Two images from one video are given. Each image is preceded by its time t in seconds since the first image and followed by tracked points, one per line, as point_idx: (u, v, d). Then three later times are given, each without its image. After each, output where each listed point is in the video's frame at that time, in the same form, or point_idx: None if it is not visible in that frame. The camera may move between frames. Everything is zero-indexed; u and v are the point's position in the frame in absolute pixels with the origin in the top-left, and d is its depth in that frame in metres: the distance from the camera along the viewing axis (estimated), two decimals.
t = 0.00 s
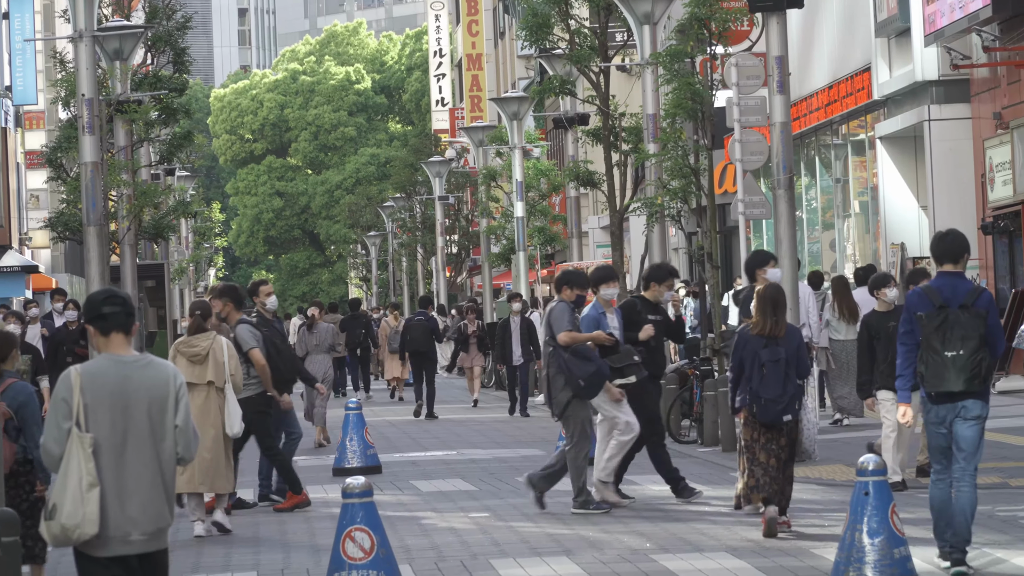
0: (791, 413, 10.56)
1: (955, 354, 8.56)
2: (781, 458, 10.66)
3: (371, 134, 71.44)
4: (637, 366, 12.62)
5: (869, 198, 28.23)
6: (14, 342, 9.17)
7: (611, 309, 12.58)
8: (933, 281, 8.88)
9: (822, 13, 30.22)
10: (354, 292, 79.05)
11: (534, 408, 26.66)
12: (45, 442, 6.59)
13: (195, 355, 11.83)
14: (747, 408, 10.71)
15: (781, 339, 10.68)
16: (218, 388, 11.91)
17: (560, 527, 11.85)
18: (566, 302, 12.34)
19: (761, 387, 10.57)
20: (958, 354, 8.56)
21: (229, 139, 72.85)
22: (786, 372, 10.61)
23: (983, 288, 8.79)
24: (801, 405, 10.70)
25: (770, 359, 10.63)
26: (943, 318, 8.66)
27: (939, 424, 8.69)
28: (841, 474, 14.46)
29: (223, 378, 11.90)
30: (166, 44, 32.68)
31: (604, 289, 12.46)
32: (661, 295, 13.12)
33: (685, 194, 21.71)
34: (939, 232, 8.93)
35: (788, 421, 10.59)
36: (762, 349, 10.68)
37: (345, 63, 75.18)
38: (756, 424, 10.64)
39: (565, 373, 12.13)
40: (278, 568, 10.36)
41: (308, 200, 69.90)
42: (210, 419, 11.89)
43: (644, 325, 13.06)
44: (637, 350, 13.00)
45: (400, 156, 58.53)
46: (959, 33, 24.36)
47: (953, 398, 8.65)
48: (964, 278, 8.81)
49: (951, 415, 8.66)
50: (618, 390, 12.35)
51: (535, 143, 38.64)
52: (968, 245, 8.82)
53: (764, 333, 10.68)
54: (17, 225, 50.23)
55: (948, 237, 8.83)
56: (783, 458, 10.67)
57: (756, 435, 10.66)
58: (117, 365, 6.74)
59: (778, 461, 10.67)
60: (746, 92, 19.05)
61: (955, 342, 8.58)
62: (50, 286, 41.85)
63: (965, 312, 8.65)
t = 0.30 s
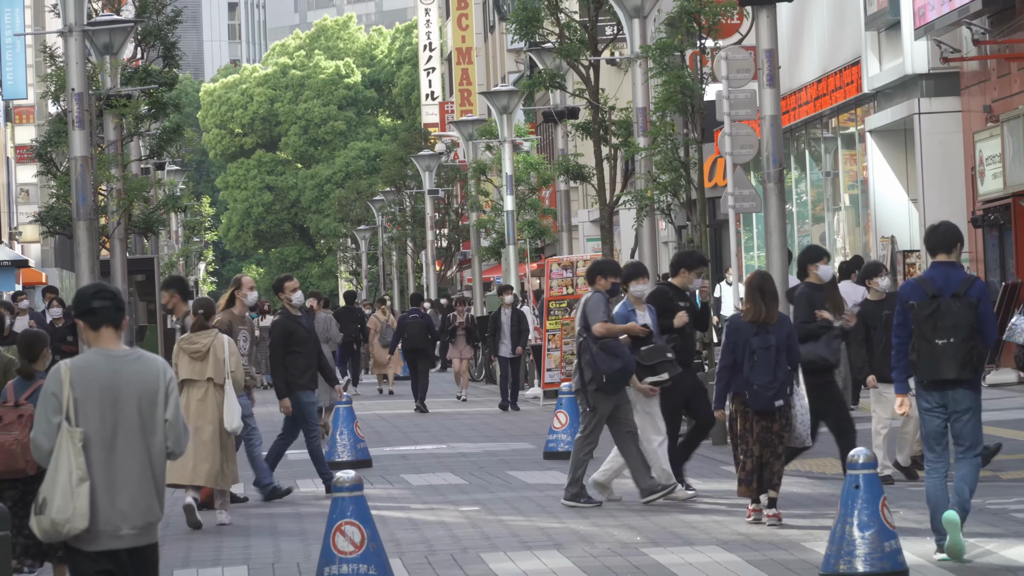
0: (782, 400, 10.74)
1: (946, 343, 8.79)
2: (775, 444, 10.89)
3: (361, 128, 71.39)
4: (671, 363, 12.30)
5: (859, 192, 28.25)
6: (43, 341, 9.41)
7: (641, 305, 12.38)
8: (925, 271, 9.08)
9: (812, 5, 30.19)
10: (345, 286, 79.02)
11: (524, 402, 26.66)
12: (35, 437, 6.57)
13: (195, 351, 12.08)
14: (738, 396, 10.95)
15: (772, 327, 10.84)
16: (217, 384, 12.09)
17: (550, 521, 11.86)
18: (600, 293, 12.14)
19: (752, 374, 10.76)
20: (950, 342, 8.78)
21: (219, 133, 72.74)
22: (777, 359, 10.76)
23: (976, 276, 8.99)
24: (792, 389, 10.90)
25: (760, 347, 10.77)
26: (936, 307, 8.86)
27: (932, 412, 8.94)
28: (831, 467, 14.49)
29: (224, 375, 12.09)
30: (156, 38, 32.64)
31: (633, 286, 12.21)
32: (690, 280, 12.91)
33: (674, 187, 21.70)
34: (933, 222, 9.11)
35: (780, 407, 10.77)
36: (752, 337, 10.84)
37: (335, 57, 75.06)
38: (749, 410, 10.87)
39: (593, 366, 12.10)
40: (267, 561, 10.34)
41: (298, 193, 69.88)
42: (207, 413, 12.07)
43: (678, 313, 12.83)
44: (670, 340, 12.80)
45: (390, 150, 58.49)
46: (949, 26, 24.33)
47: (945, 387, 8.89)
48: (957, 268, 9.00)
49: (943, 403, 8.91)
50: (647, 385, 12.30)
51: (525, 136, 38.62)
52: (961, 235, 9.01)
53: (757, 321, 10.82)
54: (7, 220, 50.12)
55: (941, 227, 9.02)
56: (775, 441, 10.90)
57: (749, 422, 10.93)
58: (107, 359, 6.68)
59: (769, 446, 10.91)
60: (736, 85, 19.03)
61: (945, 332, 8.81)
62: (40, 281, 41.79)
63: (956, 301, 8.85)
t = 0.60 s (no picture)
0: (769, 396, 10.88)
1: (934, 337, 9.00)
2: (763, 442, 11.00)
3: (350, 124, 71.36)
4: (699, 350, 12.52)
5: (849, 187, 28.28)
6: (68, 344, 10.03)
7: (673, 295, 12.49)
8: (930, 265, 9.26)
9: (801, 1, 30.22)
10: (334, 283, 78.98)
11: (513, 399, 26.68)
12: (23, 434, 6.54)
13: (199, 342, 12.38)
14: (725, 393, 11.07)
15: (754, 324, 11.01)
16: (221, 375, 12.44)
17: (540, 517, 11.88)
18: (635, 287, 12.27)
19: (737, 372, 10.89)
20: (937, 337, 8.99)
21: (207, 130, 72.66)
22: (763, 355, 10.91)
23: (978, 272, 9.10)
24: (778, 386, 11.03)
25: (745, 345, 10.92)
26: (930, 302, 9.06)
27: (933, 403, 9.13)
28: (819, 463, 14.50)
29: (227, 365, 12.45)
30: (145, 35, 32.65)
31: (666, 273, 12.28)
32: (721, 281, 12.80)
33: (664, 183, 21.73)
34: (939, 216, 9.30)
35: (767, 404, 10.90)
36: (737, 335, 10.98)
37: (324, 54, 74.96)
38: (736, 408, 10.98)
39: (628, 360, 12.17)
40: (257, 558, 10.33)
41: (287, 189, 69.85)
42: (210, 407, 12.40)
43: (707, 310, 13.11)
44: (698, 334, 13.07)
45: (378, 146, 58.46)
46: (938, 21, 24.36)
47: (944, 380, 9.06)
48: (958, 262, 9.15)
49: (943, 396, 9.09)
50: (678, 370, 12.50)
51: (514, 132, 38.62)
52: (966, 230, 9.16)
53: (737, 320, 10.98)
54: None
55: (945, 223, 9.21)
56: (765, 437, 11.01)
57: (735, 419, 11.06)
58: (96, 356, 6.65)
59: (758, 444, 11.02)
60: (725, 80, 19.04)
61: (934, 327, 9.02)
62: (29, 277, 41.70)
63: (949, 295, 9.02)
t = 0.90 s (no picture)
0: (754, 391, 10.97)
1: (951, 337, 9.14)
2: (746, 439, 11.13)
3: (340, 122, 71.30)
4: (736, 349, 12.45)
5: (839, 184, 28.30)
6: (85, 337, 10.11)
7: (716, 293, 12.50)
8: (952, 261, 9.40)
9: None
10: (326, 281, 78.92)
11: (503, 396, 26.66)
12: (14, 432, 6.55)
13: (199, 339, 12.64)
14: (711, 387, 11.12)
15: (740, 321, 11.03)
16: (219, 371, 12.72)
17: (531, 514, 11.89)
18: (678, 285, 12.31)
19: (723, 367, 10.95)
20: (953, 337, 9.12)
21: (198, 127, 72.55)
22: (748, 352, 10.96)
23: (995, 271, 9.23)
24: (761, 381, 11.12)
25: (731, 341, 10.96)
26: (947, 301, 9.22)
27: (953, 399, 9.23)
28: (808, 460, 14.53)
29: (225, 362, 12.72)
30: (136, 33, 32.57)
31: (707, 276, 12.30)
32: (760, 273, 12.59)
33: (654, 180, 21.73)
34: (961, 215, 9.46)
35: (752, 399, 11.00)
36: (723, 332, 11.01)
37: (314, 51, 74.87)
38: (720, 401, 11.05)
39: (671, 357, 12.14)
40: (249, 556, 10.32)
41: (277, 187, 69.78)
42: (211, 400, 12.65)
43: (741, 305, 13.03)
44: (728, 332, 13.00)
45: (368, 144, 58.43)
46: (928, 19, 24.39)
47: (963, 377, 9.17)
48: (978, 261, 9.29)
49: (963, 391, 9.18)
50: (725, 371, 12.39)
51: (504, 129, 38.61)
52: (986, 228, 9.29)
53: (725, 315, 10.99)
54: None
55: (968, 218, 9.28)
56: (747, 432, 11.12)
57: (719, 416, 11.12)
58: (87, 354, 6.63)
59: (741, 438, 11.12)
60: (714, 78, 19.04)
61: (951, 326, 9.15)
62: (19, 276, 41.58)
63: (966, 295, 9.17)
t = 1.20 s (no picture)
0: (746, 385, 11.06)
1: (968, 332, 9.12)
2: (739, 432, 11.24)
3: (335, 121, 71.30)
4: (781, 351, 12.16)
5: (834, 183, 28.32)
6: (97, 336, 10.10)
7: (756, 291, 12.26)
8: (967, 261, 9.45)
9: None
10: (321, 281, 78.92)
11: (498, 395, 26.65)
12: (9, 431, 6.51)
13: (204, 340, 12.71)
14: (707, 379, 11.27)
15: (737, 316, 11.10)
16: (223, 372, 12.71)
17: (526, 513, 11.88)
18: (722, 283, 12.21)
19: (717, 361, 11.10)
20: (971, 331, 9.10)
21: (193, 127, 72.49)
22: (741, 347, 11.04)
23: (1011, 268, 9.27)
24: (757, 375, 11.19)
25: (725, 336, 11.07)
26: (963, 297, 9.21)
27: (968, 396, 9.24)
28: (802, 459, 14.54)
29: (230, 363, 12.69)
30: (130, 33, 32.53)
31: (746, 269, 12.07)
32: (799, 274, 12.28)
33: (648, 179, 21.73)
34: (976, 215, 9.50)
35: (744, 393, 11.09)
36: (719, 326, 11.13)
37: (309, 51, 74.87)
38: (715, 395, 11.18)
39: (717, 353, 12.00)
40: (245, 555, 10.30)
41: (272, 186, 69.75)
42: (213, 400, 12.63)
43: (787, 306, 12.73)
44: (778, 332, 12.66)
45: (363, 143, 58.43)
46: (923, 17, 24.40)
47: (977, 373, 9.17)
48: (994, 259, 9.33)
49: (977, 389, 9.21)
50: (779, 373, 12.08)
51: (499, 128, 38.62)
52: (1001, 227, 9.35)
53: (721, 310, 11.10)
54: None
55: (982, 219, 9.36)
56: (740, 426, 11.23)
57: (717, 410, 11.24)
58: (82, 353, 6.60)
59: (737, 430, 11.24)
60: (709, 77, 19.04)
61: (968, 322, 9.14)
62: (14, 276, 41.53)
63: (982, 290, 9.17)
